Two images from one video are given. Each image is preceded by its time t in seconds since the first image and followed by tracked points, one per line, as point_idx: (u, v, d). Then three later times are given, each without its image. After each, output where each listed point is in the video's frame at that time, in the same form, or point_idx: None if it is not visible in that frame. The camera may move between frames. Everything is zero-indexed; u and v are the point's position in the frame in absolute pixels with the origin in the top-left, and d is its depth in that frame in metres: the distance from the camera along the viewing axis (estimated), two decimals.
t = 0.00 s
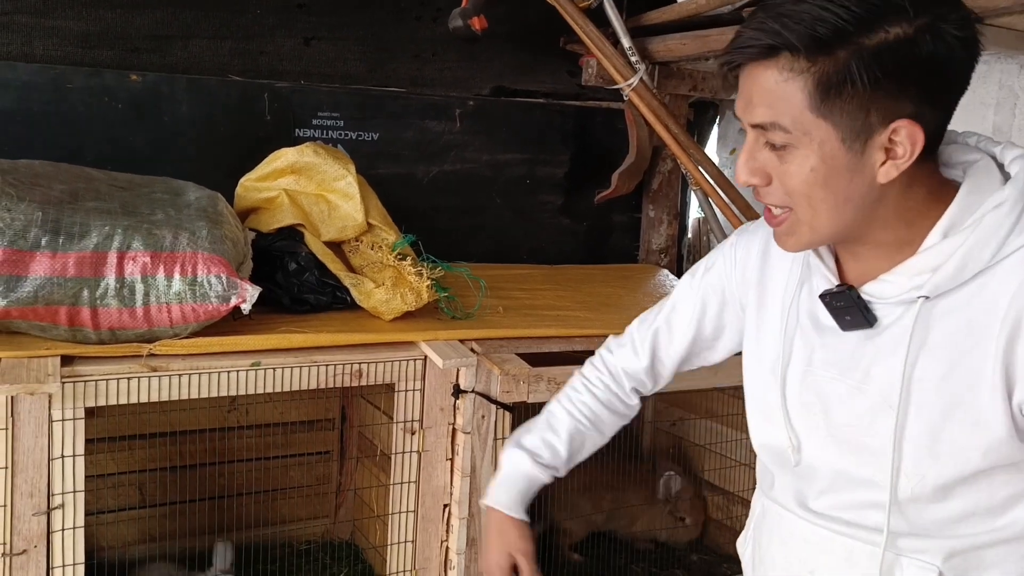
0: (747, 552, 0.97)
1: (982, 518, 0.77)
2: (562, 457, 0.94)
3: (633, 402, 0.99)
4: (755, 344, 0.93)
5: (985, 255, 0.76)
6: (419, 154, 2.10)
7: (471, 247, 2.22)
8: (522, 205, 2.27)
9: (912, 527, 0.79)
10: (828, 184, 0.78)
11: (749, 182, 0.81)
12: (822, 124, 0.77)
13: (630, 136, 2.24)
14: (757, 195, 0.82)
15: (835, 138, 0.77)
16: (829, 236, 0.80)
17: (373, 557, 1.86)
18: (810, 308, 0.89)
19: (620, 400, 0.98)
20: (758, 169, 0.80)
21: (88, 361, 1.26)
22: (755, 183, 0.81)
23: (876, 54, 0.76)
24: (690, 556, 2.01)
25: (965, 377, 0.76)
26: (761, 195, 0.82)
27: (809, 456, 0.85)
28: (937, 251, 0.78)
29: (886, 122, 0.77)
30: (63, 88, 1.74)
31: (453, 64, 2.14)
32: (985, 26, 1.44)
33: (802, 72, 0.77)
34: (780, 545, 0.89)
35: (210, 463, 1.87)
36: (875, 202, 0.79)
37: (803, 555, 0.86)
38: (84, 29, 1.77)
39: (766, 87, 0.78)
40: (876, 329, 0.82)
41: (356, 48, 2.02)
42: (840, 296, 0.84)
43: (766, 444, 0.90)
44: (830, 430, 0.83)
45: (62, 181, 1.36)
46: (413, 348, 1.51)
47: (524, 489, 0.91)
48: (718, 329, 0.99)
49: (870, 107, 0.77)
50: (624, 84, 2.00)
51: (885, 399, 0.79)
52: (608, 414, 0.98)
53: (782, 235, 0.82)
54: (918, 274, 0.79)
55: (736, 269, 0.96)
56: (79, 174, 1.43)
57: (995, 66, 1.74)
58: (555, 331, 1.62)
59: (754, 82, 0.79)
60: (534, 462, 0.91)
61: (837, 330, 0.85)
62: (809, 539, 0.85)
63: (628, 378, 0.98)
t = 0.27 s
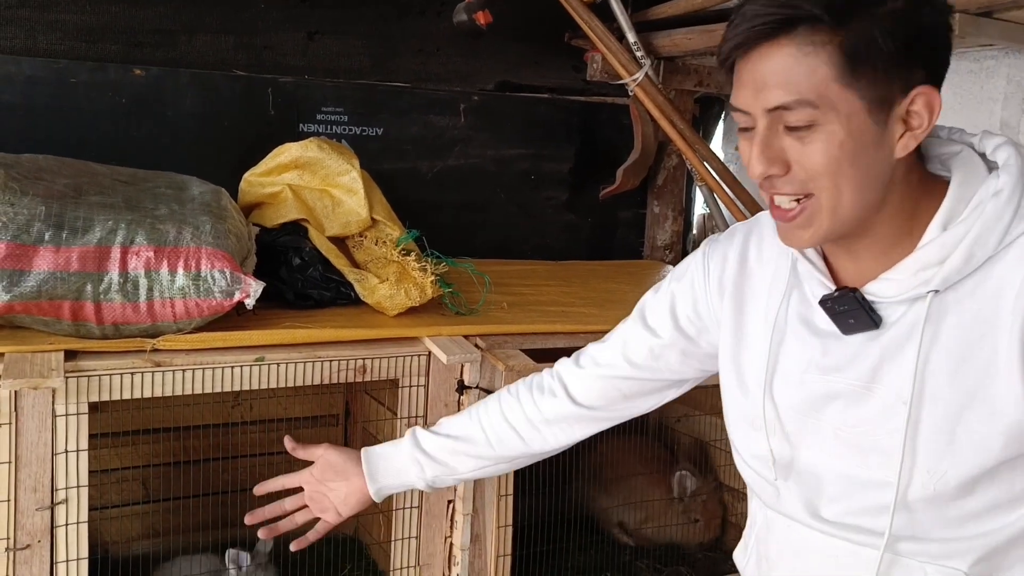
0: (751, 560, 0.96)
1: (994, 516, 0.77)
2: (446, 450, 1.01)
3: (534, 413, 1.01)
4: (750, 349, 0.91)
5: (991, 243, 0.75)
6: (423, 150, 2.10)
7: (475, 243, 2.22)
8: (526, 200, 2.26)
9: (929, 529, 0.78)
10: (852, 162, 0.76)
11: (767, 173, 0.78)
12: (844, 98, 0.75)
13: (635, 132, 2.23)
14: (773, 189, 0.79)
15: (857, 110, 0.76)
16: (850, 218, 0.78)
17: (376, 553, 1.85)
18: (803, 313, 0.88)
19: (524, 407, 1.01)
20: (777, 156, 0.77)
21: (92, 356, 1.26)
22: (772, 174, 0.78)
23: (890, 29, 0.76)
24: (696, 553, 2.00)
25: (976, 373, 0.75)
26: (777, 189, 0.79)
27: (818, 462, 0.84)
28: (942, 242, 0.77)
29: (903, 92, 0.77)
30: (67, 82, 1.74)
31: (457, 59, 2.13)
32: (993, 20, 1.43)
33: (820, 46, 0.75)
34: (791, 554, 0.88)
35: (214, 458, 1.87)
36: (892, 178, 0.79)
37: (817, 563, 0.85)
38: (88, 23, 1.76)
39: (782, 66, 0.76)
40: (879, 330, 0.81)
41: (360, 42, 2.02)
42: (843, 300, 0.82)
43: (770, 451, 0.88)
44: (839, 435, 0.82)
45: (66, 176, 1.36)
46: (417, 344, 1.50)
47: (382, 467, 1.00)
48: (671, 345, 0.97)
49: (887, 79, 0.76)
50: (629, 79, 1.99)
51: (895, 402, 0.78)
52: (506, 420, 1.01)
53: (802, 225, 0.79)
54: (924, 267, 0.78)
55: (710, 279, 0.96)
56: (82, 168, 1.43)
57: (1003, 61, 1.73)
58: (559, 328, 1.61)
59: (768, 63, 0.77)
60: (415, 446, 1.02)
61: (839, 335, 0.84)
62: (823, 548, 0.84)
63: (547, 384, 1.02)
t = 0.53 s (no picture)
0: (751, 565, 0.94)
1: (1007, 507, 0.77)
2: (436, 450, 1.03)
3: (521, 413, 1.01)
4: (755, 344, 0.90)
5: (1005, 230, 0.76)
6: (429, 146, 2.10)
7: (480, 239, 2.22)
8: (531, 197, 2.26)
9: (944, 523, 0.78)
10: (921, 126, 0.76)
11: (845, 136, 0.75)
12: (916, 60, 0.76)
13: (641, 128, 2.23)
14: (844, 156, 0.76)
15: (924, 74, 0.76)
16: (909, 187, 0.77)
17: (380, 549, 1.85)
18: (807, 308, 0.87)
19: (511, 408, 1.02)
20: (856, 118, 0.75)
21: (98, 350, 1.26)
22: (851, 138, 0.75)
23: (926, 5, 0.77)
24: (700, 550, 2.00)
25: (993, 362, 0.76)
26: (848, 156, 0.76)
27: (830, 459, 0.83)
28: (955, 230, 0.77)
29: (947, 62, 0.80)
30: (73, 78, 1.74)
31: (463, 55, 2.13)
32: (1001, 17, 1.42)
33: (892, 7, 0.76)
34: (801, 555, 0.86)
35: (218, 454, 1.87)
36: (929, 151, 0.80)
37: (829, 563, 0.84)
38: (93, 19, 1.76)
39: (858, 26, 0.76)
40: (890, 322, 0.80)
41: (366, 38, 2.01)
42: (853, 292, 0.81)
43: (778, 449, 0.87)
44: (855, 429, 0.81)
45: (73, 171, 1.36)
46: (423, 340, 1.50)
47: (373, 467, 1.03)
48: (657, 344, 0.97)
49: (937, 47, 0.78)
50: (635, 76, 1.99)
51: (913, 394, 0.78)
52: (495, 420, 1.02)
53: (868, 196, 0.76)
54: (938, 256, 0.78)
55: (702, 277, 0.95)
56: (89, 163, 1.43)
57: (1011, 58, 1.72)
58: (565, 324, 1.61)
59: (841, 23, 0.76)
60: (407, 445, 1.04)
61: (848, 329, 0.83)
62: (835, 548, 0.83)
63: (536, 383, 1.02)
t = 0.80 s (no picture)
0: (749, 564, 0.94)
1: (999, 508, 0.77)
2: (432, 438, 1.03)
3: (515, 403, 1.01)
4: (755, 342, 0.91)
5: (1001, 232, 0.76)
6: (431, 143, 2.10)
7: (482, 236, 2.22)
8: (533, 194, 2.26)
9: (933, 522, 0.78)
10: (923, 125, 0.76)
11: (848, 131, 0.75)
12: (920, 58, 0.76)
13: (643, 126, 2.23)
14: (845, 153, 0.76)
15: (927, 74, 0.77)
16: (908, 186, 0.77)
17: (381, 545, 1.85)
18: (806, 306, 0.87)
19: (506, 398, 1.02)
20: (860, 115, 0.75)
21: (101, 346, 1.26)
22: (853, 136, 0.75)
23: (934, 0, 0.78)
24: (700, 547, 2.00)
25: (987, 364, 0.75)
26: (849, 153, 0.76)
27: (823, 457, 0.83)
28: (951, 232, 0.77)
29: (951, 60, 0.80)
30: (76, 73, 1.74)
31: (465, 52, 2.12)
32: (1004, 16, 1.42)
33: (899, 5, 0.76)
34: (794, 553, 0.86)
35: (220, 449, 1.87)
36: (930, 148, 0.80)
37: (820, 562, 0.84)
38: (96, 15, 1.76)
39: (865, 21, 0.75)
40: (886, 321, 0.81)
41: (368, 35, 2.02)
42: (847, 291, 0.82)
43: (772, 446, 0.88)
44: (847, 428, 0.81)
45: (76, 166, 1.36)
46: (424, 337, 1.51)
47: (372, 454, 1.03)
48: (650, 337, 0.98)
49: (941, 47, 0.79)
50: (637, 74, 1.99)
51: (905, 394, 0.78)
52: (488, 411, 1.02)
53: (867, 193, 0.77)
54: (933, 257, 0.78)
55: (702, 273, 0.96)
56: (91, 159, 1.43)
57: (1013, 57, 1.72)
58: (566, 321, 1.61)
59: (847, 19, 0.76)
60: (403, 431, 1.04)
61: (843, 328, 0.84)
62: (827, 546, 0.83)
63: (533, 373, 1.03)
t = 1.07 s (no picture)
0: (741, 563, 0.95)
1: (981, 509, 0.77)
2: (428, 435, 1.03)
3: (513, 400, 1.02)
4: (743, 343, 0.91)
5: (982, 236, 0.76)
6: (427, 141, 2.10)
7: (478, 235, 2.22)
8: (530, 193, 2.27)
9: (914, 524, 0.79)
10: (905, 127, 0.76)
11: (830, 134, 0.75)
12: (903, 62, 0.77)
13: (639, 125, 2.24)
14: (827, 155, 0.76)
15: (909, 76, 0.77)
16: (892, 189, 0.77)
17: (376, 543, 1.85)
18: (793, 308, 0.88)
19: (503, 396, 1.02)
20: (841, 118, 0.76)
21: (96, 343, 1.26)
22: (835, 137, 0.75)
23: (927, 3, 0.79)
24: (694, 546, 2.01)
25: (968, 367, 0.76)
26: (831, 155, 0.76)
27: (808, 458, 0.84)
28: (934, 235, 0.78)
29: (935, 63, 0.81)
30: (72, 70, 1.74)
31: (462, 51, 2.12)
32: (999, 19, 1.43)
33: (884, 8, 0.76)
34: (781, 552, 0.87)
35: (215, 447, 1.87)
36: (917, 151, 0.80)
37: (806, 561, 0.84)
38: (93, 11, 1.76)
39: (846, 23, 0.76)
40: (870, 323, 0.81)
41: (365, 33, 2.02)
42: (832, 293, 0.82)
43: (760, 444, 0.88)
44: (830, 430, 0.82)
45: (72, 163, 1.36)
46: (420, 336, 1.51)
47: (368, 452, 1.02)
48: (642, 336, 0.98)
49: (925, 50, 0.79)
50: (634, 73, 1.99)
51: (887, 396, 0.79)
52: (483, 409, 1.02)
53: (849, 195, 0.77)
54: (916, 260, 0.78)
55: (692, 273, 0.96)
56: (88, 156, 1.43)
57: (1008, 59, 1.73)
58: (562, 320, 1.61)
59: (827, 22, 0.76)
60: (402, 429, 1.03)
61: (829, 330, 0.84)
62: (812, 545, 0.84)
63: (529, 369, 1.02)
